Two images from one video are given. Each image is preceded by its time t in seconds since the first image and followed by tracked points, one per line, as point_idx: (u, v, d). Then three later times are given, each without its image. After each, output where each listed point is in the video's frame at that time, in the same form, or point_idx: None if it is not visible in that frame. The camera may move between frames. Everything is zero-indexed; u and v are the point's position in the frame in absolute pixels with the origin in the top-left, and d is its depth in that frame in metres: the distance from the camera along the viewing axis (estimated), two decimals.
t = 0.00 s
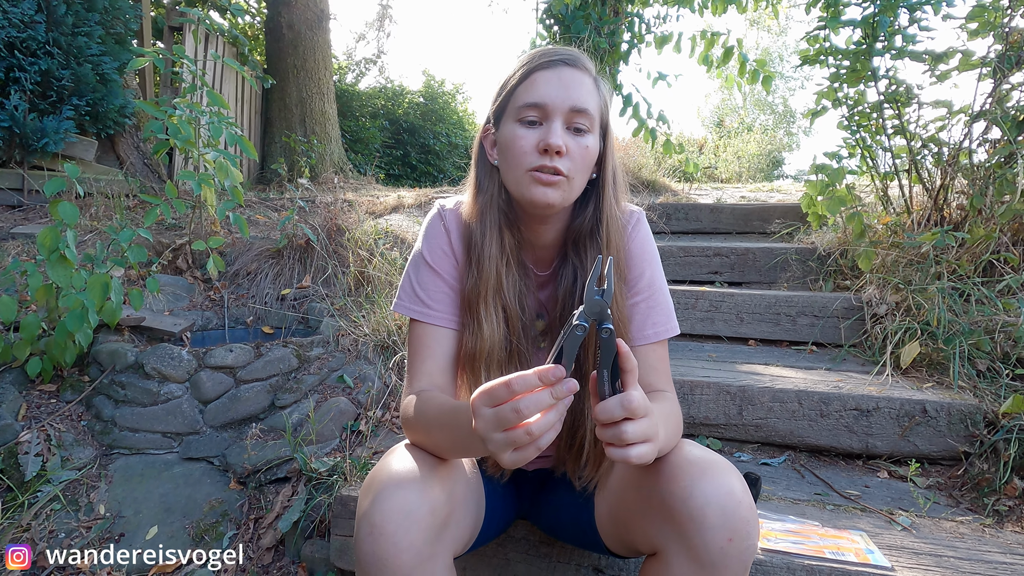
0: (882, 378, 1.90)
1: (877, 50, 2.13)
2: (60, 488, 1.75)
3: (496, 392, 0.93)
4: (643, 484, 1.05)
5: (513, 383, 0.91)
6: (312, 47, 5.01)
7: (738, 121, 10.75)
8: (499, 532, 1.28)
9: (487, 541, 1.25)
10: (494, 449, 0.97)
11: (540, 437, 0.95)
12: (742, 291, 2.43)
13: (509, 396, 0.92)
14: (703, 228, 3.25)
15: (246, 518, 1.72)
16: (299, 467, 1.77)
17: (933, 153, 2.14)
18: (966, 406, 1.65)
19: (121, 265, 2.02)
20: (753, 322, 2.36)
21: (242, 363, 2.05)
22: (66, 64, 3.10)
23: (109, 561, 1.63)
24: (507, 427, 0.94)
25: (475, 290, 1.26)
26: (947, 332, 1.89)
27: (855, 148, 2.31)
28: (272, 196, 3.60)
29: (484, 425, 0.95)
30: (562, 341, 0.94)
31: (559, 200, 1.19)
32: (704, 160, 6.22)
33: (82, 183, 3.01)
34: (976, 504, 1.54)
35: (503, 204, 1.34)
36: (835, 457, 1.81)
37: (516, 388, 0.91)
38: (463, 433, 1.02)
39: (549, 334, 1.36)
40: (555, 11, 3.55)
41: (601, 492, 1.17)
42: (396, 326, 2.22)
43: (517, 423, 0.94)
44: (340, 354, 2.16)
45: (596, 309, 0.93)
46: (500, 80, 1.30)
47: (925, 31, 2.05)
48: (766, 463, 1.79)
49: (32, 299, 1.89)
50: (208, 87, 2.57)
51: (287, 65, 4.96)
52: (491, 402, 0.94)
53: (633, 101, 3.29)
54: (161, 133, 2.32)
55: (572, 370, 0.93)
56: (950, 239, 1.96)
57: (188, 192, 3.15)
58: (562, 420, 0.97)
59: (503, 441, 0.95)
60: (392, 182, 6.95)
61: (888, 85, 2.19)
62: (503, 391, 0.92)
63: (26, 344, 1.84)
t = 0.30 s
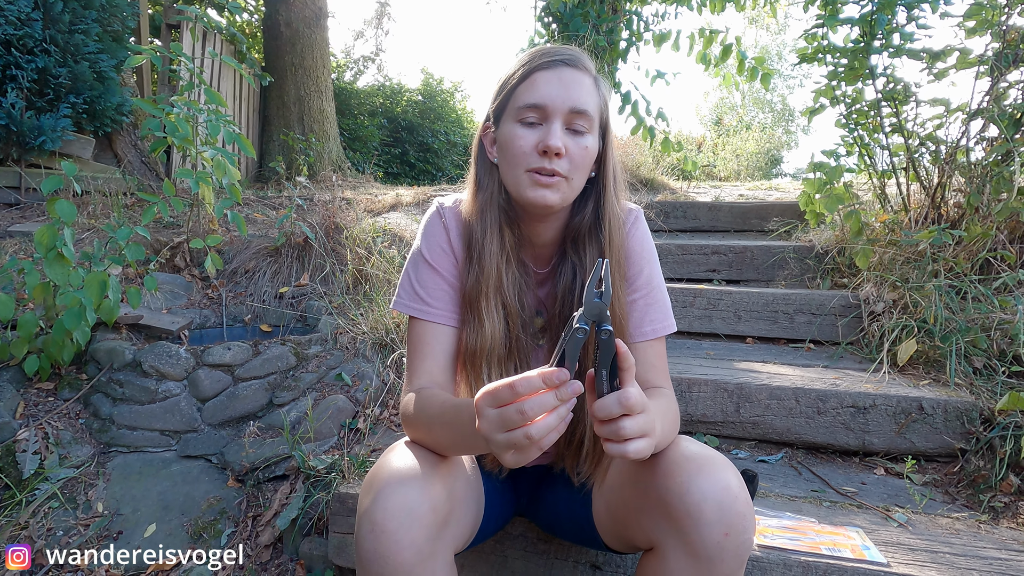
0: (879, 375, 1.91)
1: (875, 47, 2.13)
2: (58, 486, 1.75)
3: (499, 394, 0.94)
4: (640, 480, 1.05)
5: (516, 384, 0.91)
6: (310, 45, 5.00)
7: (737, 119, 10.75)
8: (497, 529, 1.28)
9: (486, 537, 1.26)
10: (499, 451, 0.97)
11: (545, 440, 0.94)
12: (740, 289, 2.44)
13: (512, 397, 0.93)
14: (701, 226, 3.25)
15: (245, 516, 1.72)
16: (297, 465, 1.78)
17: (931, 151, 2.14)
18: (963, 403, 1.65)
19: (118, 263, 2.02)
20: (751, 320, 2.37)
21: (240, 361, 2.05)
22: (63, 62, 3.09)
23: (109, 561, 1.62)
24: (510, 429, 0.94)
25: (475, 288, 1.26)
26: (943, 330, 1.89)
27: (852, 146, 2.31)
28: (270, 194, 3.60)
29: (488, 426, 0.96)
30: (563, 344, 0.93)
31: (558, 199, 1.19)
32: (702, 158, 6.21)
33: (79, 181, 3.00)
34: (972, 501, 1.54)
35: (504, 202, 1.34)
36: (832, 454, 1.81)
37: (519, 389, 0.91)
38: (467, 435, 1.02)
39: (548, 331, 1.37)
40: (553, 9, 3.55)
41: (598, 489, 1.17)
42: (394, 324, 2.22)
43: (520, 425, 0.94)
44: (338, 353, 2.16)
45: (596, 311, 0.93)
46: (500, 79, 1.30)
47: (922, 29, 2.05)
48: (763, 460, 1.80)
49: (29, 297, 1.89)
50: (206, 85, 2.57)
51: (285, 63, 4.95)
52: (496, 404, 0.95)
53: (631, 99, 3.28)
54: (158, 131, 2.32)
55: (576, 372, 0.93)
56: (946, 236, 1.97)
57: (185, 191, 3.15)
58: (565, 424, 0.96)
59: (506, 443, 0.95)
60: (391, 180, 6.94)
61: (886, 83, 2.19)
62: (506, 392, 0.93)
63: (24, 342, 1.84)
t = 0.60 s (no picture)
0: (877, 373, 1.91)
1: (873, 46, 2.13)
2: (57, 484, 1.75)
3: (494, 383, 0.94)
4: (636, 477, 1.06)
5: (508, 370, 0.91)
6: (308, 44, 5.00)
7: (737, 118, 10.75)
8: (496, 526, 1.28)
9: (485, 534, 1.26)
10: (504, 439, 0.98)
11: (548, 419, 0.96)
12: (738, 287, 2.44)
13: (508, 383, 0.93)
14: (700, 225, 3.25)
15: (243, 514, 1.72)
16: (296, 463, 1.78)
17: (929, 150, 2.15)
18: (960, 400, 1.66)
19: (117, 261, 2.02)
20: (749, 319, 2.37)
21: (239, 359, 2.05)
22: (61, 60, 3.09)
23: (109, 561, 1.62)
24: (514, 417, 0.95)
25: (475, 285, 1.26)
26: (941, 328, 1.90)
27: (851, 144, 2.31)
28: (268, 193, 3.60)
29: (489, 420, 0.96)
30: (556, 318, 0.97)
31: (553, 198, 1.20)
32: (701, 157, 6.21)
33: (78, 179, 3.00)
34: (969, 498, 1.55)
35: (502, 199, 1.34)
36: (829, 452, 1.82)
37: (513, 374, 0.92)
38: (467, 430, 1.02)
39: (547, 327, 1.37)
40: (552, 8, 3.55)
41: (593, 486, 1.18)
42: (393, 323, 2.22)
43: (522, 411, 0.94)
44: (337, 351, 2.16)
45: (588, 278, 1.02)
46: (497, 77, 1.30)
47: (920, 28, 2.06)
48: (761, 457, 1.80)
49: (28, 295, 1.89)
50: (205, 83, 2.57)
51: (284, 61, 4.94)
52: (492, 394, 0.96)
53: (630, 98, 3.28)
54: (157, 129, 2.32)
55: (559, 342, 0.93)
56: (944, 234, 1.97)
57: (184, 189, 3.15)
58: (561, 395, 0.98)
59: (513, 428, 0.96)
60: (390, 179, 6.94)
61: (885, 81, 2.19)
62: (501, 379, 0.93)
63: (22, 340, 1.84)
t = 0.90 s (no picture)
0: (875, 372, 1.92)
1: (872, 45, 2.13)
2: (56, 483, 1.75)
3: (472, 383, 0.94)
4: (633, 479, 1.06)
5: (487, 372, 0.92)
6: (308, 43, 5.00)
7: (736, 117, 10.75)
8: (495, 524, 1.28)
9: (484, 532, 1.26)
10: (479, 440, 1.00)
11: (526, 425, 0.97)
12: (737, 286, 2.44)
13: (485, 386, 0.93)
14: (700, 224, 3.25)
15: (243, 513, 1.72)
16: (295, 462, 1.78)
17: (927, 149, 2.15)
18: (958, 399, 1.66)
19: (116, 260, 2.02)
20: (748, 318, 2.38)
21: (238, 358, 2.05)
22: (60, 59, 3.09)
23: (109, 561, 1.62)
24: (490, 419, 0.96)
25: (475, 281, 1.26)
26: (939, 327, 1.90)
27: (850, 143, 2.31)
28: (268, 192, 3.60)
29: (466, 419, 0.97)
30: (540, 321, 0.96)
31: (551, 193, 1.19)
32: (700, 156, 6.21)
33: (76, 178, 3.00)
34: (967, 496, 1.55)
35: (501, 196, 1.35)
36: (828, 450, 1.82)
37: (492, 377, 0.92)
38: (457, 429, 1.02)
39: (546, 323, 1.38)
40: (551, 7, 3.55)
41: (592, 487, 1.17)
42: (393, 322, 2.21)
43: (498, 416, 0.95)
44: (337, 350, 2.16)
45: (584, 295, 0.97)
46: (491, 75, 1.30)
47: (919, 27, 2.06)
48: (760, 456, 1.81)
49: (27, 294, 1.89)
50: (204, 82, 2.56)
51: (283, 61, 4.94)
52: (469, 395, 0.96)
53: (629, 97, 3.28)
54: (156, 128, 2.31)
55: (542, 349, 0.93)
56: (943, 234, 1.97)
57: (183, 188, 3.15)
58: (541, 403, 0.98)
59: (489, 432, 0.97)
60: (389, 178, 6.94)
61: (884, 80, 2.19)
62: (479, 380, 0.93)
63: (21, 339, 1.85)
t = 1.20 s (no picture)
0: (874, 370, 1.92)
1: (872, 44, 2.13)
2: (55, 482, 1.75)
3: (439, 413, 0.94)
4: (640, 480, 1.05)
5: (453, 404, 0.91)
6: (307, 41, 4.99)
7: (735, 116, 10.76)
8: (492, 522, 1.29)
9: (480, 531, 1.26)
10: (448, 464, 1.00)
11: (494, 456, 0.96)
12: (736, 285, 2.44)
13: (452, 418, 0.93)
14: (699, 223, 3.25)
15: (242, 512, 1.72)
16: (294, 461, 1.78)
17: (926, 148, 2.15)
18: (957, 398, 1.66)
19: (114, 259, 2.01)
20: (747, 317, 2.38)
21: (237, 357, 2.05)
22: (59, 58, 3.08)
23: (109, 561, 1.61)
24: (457, 449, 0.96)
25: (470, 279, 1.27)
26: (938, 326, 1.90)
27: (849, 142, 2.31)
28: (267, 191, 3.59)
29: (435, 445, 0.97)
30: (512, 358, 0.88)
31: (547, 194, 1.20)
32: (699, 155, 6.21)
33: (75, 177, 3.00)
34: (966, 495, 1.55)
35: (495, 195, 1.35)
36: (827, 449, 1.82)
37: (458, 410, 0.91)
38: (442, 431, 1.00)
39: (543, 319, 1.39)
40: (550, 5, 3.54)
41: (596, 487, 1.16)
42: (392, 321, 2.21)
43: (465, 446, 0.95)
44: (336, 349, 2.16)
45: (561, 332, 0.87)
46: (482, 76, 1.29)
47: (919, 26, 2.06)
48: (759, 455, 1.81)
49: (26, 293, 1.89)
50: (203, 81, 2.56)
51: (282, 59, 4.94)
52: (437, 423, 0.96)
53: (629, 96, 3.28)
54: (154, 127, 2.31)
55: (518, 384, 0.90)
56: (942, 232, 1.97)
57: (182, 187, 3.14)
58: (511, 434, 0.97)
59: (454, 459, 0.97)
60: (388, 177, 6.93)
61: (882, 79, 2.20)
62: (446, 412, 0.93)
63: (20, 338, 1.84)
